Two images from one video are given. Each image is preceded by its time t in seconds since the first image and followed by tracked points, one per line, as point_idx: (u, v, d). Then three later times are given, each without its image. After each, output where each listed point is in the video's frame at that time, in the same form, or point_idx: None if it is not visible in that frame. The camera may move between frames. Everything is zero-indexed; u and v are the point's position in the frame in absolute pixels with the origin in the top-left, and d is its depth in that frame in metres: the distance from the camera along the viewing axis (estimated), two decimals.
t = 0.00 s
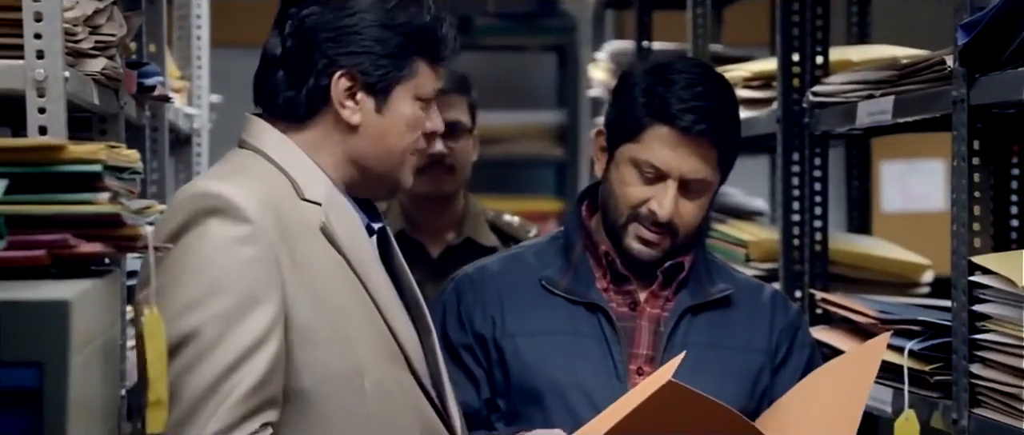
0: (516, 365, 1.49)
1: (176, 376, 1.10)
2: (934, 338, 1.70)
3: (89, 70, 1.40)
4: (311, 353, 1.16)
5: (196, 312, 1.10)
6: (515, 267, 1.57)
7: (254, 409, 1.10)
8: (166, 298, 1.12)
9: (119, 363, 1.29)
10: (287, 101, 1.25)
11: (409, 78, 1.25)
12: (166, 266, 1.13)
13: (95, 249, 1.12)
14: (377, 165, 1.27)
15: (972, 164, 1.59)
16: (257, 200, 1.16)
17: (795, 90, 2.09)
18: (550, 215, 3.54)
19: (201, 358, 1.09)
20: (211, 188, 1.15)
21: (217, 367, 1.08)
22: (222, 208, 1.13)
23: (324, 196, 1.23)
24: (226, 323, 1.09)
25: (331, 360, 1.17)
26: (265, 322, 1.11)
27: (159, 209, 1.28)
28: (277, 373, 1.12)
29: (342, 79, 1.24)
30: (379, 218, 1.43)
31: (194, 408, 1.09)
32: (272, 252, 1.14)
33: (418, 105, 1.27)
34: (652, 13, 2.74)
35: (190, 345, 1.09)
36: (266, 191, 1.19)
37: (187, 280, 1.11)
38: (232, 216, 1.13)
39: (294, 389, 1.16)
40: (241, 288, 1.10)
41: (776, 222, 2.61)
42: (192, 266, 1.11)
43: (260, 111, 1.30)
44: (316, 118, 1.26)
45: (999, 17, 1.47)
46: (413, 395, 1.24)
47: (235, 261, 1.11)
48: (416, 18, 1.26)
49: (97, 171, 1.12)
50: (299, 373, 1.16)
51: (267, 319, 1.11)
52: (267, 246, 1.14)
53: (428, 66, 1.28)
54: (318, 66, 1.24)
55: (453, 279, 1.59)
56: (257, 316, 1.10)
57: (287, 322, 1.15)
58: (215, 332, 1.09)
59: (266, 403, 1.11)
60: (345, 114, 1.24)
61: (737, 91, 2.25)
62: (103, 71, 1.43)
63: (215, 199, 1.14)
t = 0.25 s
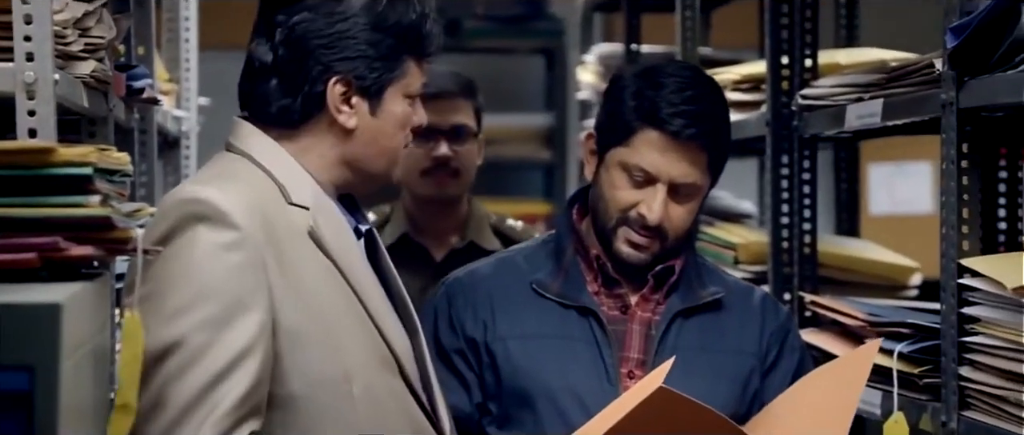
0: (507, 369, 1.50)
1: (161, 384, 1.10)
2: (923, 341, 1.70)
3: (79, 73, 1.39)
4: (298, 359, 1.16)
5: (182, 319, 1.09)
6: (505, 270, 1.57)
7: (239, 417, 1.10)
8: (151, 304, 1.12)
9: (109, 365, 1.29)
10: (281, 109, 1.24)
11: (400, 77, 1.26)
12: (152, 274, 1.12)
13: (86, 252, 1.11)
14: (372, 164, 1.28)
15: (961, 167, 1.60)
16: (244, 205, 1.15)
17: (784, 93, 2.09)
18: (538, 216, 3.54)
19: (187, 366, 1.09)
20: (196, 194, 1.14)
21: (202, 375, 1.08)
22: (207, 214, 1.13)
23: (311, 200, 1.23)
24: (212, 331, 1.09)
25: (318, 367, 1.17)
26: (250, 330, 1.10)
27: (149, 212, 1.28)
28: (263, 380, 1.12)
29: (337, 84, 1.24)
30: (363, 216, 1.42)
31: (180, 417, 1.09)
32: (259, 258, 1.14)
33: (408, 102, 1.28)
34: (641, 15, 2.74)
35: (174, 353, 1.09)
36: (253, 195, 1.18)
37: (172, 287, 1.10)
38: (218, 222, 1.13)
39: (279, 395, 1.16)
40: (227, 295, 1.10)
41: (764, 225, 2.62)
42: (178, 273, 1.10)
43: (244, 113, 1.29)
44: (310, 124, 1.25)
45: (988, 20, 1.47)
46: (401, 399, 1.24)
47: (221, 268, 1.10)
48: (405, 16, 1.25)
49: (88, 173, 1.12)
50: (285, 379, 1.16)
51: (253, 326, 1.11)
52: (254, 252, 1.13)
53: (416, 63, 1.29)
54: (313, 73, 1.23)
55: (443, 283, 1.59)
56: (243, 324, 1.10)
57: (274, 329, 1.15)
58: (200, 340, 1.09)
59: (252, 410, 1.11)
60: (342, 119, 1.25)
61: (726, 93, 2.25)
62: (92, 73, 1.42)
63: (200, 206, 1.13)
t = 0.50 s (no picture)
0: (496, 372, 1.51)
1: (154, 389, 1.10)
2: (910, 343, 1.70)
3: (68, 75, 1.39)
4: (288, 362, 1.16)
5: (173, 323, 1.09)
6: (495, 274, 1.59)
7: (233, 421, 1.10)
8: (142, 309, 1.12)
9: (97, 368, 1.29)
10: (266, 112, 1.24)
11: (385, 82, 1.27)
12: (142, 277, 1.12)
13: (72, 256, 1.11)
14: (357, 168, 1.28)
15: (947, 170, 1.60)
16: (233, 207, 1.15)
17: (771, 95, 2.10)
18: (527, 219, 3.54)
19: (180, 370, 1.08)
20: (185, 196, 1.14)
21: (195, 379, 1.08)
22: (197, 217, 1.13)
23: (296, 202, 1.22)
24: (204, 334, 1.09)
25: (309, 370, 1.17)
26: (242, 332, 1.10)
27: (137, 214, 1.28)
28: (255, 383, 1.12)
29: (323, 88, 1.24)
30: (346, 218, 1.43)
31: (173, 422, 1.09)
32: (249, 260, 1.14)
33: (392, 106, 1.28)
34: (629, 18, 2.75)
35: (166, 358, 1.09)
36: (240, 198, 1.18)
37: (164, 291, 1.10)
38: (208, 224, 1.13)
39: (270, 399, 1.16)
40: (218, 298, 1.10)
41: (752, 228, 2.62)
42: (169, 276, 1.10)
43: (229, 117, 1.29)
44: (294, 128, 1.25)
45: (975, 24, 1.48)
46: (389, 401, 1.24)
47: (211, 271, 1.10)
48: (392, 21, 1.26)
49: (75, 176, 1.11)
50: (276, 382, 1.16)
51: (244, 329, 1.11)
52: (244, 255, 1.13)
53: (401, 69, 1.29)
54: (299, 76, 1.23)
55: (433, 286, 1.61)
56: (235, 326, 1.10)
57: (264, 331, 1.15)
58: (192, 344, 1.09)
59: (245, 414, 1.11)
60: (328, 123, 1.25)
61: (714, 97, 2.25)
62: (79, 76, 1.42)
63: (190, 209, 1.13)
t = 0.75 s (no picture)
0: (486, 372, 1.51)
1: (147, 391, 1.10)
2: (900, 343, 1.71)
3: (56, 75, 1.39)
4: (280, 362, 1.16)
5: (166, 323, 1.09)
6: (484, 275, 1.59)
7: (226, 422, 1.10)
8: (133, 311, 1.12)
9: (86, 367, 1.28)
10: (254, 113, 1.24)
11: (374, 84, 1.27)
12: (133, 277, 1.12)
13: (62, 255, 1.10)
14: (345, 169, 1.28)
15: (936, 170, 1.61)
16: (223, 208, 1.15)
17: (761, 95, 2.10)
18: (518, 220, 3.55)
19: (173, 371, 1.08)
20: (175, 197, 1.14)
21: (188, 380, 1.08)
22: (188, 217, 1.13)
23: (285, 202, 1.22)
24: (196, 335, 1.09)
25: (301, 370, 1.17)
26: (234, 333, 1.11)
27: (126, 214, 1.28)
28: (247, 383, 1.12)
29: (313, 90, 1.24)
30: (334, 218, 1.43)
31: (166, 424, 1.09)
32: (240, 261, 1.14)
33: (381, 108, 1.28)
34: (618, 18, 2.76)
35: (159, 359, 1.09)
36: (230, 198, 1.18)
37: (156, 292, 1.10)
38: (199, 225, 1.13)
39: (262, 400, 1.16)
40: (210, 298, 1.10)
41: (741, 227, 2.63)
42: (161, 277, 1.10)
43: (218, 117, 1.29)
44: (282, 129, 1.25)
45: (964, 24, 1.48)
46: (378, 402, 1.24)
47: (202, 271, 1.11)
48: (382, 24, 1.26)
49: (65, 176, 1.09)
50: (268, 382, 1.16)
51: (236, 329, 1.11)
52: (235, 255, 1.14)
53: (390, 71, 1.29)
54: (289, 77, 1.23)
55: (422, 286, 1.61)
56: (227, 327, 1.10)
57: (256, 332, 1.15)
58: (185, 345, 1.09)
59: (237, 415, 1.11)
60: (316, 125, 1.24)
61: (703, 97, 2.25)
62: (68, 76, 1.42)
63: (181, 210, 1.13)
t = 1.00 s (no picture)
0: (481, 372, 1.51)
1: (145, 395, 1.10)
2: (895, 344, 1.71)
3: (51, 76, 1.39)
4: (277, 365, 1.16)
5: (163, 327, 1.09)
6: (479, 275, 1.59)
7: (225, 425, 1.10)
8: (130, 315, 1.12)
9: (81, 367, 1.29)
10: (250, 123, 1.24)
11: (374, 98, 1.26)
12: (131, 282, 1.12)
13: (57, 256, 1.09)
14: (341, 176, 1.28)
15: (932, 171, 1.60)
16: (219, 211, 1.15)
17: (757, 96, 2.10)
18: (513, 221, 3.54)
19: (171, 375, 1.08)
20: (171, 201, 1.14)
21: (187, 383, 1.08)
22: (185, 220, 1.13)
23: (281, 204, 1.22)
24: (194, 338, 1.09)
25: (298, 373, 1.17)
26: (231, 335, 1.11)
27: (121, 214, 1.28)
28: (246, 386, 1.12)
29: (312, 104, 1.23)
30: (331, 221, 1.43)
31: (165, 428, 1.08)
32: (236, 264, 1.14)
33: (380, 120, 1.28)
34: (613, 19, 2.76)
35: (158, 363, 1.09)
36: (227, 201, 1.18)
37: (154, 295, 1.10)
38: (195, 228, 1.13)
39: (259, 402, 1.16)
40: (207, 301, 1.10)
41: (736, 228, 2.63)
42: (158, 280, 1.11)
43: (215, 118, 1.29)
44: (279, 138, 1.25)
45: (958, 25, 1.48)
46: (375, 405, 1.24)
47: (199, 275, 1.11)
48: (383, 37, 1.25)
49: (60, 177, 1.09)
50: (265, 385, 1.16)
51: (233, 332, 1.11)
52: (230, 258, 1.14)
53: (391, 82, 1.28)
54: (288, 89, 1.22)
55: (416, 286, 1.61)
56: (225, 330, 1.11)
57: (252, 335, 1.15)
58: (184, 348, 1.09)
59: (235, 418, 1.11)
60: (314, 138, 1.24)
61: (699, 98, 2.25)
62: (62, 77, 1.42)
63: (178, 213, 1.13)
